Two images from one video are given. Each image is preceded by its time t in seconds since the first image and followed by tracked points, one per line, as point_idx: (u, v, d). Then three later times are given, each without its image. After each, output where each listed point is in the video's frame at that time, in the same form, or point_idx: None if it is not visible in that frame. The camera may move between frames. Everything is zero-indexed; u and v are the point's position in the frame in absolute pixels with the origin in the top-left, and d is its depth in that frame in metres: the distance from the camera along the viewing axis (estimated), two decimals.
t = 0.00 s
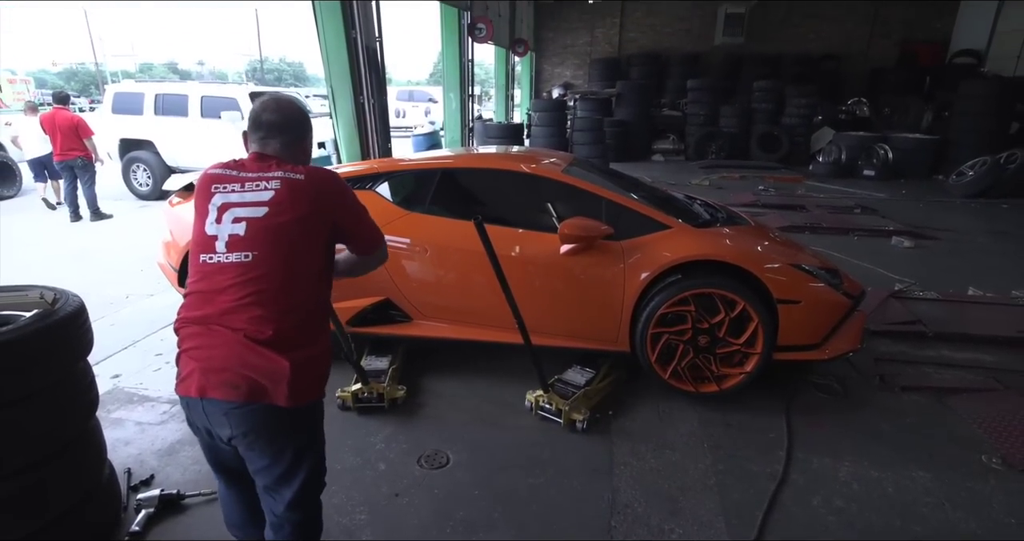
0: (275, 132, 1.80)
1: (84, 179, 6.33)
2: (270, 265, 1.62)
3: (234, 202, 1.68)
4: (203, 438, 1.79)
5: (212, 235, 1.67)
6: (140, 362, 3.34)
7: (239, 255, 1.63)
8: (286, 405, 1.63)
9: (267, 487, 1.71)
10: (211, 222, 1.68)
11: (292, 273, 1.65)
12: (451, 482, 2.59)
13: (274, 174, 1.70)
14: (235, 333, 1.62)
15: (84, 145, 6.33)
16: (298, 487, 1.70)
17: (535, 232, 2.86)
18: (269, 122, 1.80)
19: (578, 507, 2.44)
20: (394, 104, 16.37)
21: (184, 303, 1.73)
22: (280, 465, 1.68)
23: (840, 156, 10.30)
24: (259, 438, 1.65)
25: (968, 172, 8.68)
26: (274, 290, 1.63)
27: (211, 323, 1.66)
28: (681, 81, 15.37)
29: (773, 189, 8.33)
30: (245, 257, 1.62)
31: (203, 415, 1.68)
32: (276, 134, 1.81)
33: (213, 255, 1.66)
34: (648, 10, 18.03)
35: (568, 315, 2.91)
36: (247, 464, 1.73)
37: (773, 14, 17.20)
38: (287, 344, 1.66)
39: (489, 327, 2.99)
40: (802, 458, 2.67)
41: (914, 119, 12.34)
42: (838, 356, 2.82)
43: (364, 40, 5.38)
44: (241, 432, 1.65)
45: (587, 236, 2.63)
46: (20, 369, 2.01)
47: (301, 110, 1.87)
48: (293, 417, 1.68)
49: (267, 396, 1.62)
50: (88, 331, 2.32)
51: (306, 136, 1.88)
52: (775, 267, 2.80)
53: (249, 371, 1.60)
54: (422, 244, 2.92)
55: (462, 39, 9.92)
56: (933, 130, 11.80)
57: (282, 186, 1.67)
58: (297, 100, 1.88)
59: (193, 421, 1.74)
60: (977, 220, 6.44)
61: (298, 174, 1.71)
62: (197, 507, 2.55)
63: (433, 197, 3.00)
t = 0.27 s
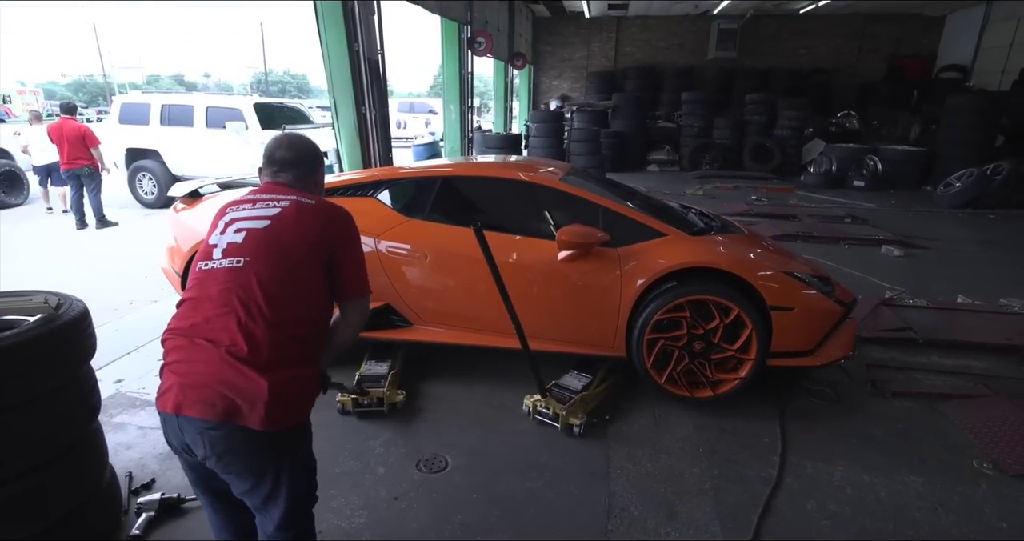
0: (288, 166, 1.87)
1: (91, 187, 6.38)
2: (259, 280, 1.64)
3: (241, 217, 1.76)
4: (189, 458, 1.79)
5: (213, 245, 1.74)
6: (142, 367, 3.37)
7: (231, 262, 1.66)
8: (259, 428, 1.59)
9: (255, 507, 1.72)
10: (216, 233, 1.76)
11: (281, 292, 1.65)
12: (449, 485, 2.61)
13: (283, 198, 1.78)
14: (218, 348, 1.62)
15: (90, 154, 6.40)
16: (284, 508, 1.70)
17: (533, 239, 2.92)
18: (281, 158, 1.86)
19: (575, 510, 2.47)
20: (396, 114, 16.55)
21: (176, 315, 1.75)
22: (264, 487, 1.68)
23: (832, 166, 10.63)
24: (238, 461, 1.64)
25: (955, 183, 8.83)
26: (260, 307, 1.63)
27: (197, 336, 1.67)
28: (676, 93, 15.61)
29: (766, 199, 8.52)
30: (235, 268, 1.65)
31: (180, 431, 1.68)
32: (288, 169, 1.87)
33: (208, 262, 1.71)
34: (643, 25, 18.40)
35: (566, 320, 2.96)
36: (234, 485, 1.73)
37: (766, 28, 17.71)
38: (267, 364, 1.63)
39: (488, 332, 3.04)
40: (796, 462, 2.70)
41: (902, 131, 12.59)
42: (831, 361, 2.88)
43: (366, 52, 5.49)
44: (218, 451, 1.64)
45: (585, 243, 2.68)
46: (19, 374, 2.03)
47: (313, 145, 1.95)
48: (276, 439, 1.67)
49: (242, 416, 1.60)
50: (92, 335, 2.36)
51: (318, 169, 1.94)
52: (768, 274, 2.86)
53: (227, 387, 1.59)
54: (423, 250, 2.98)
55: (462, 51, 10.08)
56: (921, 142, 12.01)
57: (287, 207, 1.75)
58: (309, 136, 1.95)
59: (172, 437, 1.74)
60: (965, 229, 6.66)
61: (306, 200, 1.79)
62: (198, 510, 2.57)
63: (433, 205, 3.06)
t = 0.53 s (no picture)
0: (280, 154, 1.87)
1: (98, 194, 6.48)
2: (259, 278, 1.67)
3: (233, 216, 1.77)
4: (202, 447, 1.84)
5: (208, 246, 1.76)
6: (148, 369, 3.43)
7: (229, 262, 1.69)
8: (269, 420, 1.65)
9: (264, 495, 1.76)
10: (210, 233, 1.78)
11: (280, 288, 1.68)
12: (449, 485, 2.65)
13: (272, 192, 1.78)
14: (225, 344, 1.67)
15: (98, 161, 6.51)
16: (291, 496, 1.74)
17: (532, 243, 2.99)
18: (273, 147, 1.87)
19: (573, 509, 2.50)
20: (397, 123, 16.73)
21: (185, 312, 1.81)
22: (273, 474, 1.72)
23: (822, 174, 10.87)
24: (252, 448, 1.69)
25: (942, 191, 9.01)
26: (261, 304, 1.67)
27: (204, 333, 1.72)
28: (670, 103, 15.83)
29: (759, 205, 8.68)
30: (234, 268, 1.68)
31: (194, 422, 1.75)
32: (280, 158, 1.87)
33: (206, 264, 1.74)
34: (638, 37, 18.67)
35: (564, 323, 3.02)
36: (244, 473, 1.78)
37: (757, 39, 17.96)
38: (273, 358, 1.68)
39: (488, 335, 3.10)
40: (790, 462, 2.75)
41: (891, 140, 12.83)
42: (824, 363, 2.94)
43: (368, 62, 5.61)
44: (231, 441, 1.70)
45: (583, 247, 2.76)
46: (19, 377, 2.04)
47: (305, 133, 1.95)
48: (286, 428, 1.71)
49: (252, 408, 1.66)
50: (98, 336, 2.37)
51: (310, 157, 1.95)
52: (761, 277, 2.93)
53: (235, 382, 1.65)
54: (425, 254, 3.05)
55: (462, 61, 10.27)
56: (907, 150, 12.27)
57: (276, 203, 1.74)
58: (300, 124, 1.96)
59: (187, 428, 1.81)
60: (951, 235, 6.84)
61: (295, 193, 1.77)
62: (202, 510, 2.60)
63: (434, 210, 3.14)
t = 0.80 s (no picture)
0: (281, 145, 1.93)
1: (111, 197, 6.83)
2: (278, 268, 1.76)
3: (244, 210, 1.81)
4: (221, 431, 1.93)
5: (224, 242, 1.81)
6: (159, 365, 3.57)
7: (249, 258, 1.76)
8: (296, 401, 1.76)
9: (280, 478, 1.85)
10: (223, 229, 1.82)
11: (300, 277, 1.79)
12: (450, 476, 2.73)
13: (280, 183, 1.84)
14: (248, 332, 1.76)
15: (112, 166, 6.89)
16: (308, 476, 1.84)
17: (531, 244, 3.11)
18: (275, 137, 1.93)
19: (569, 498, 2.58)
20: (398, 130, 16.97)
21: (200, 304, 1.87)
22: (291, 458, 1.82)
23: (811, 179, 11.11)
24: (274, 431, 1.79)
25: (926, 195, 9.17)
26: (283, 293, 1.76)
27: (226, 324, 1.79)
28: (665, 110, 16.04)
29: (750, 209, 8.92)
30: (254, 262, 1.75)
31: (218, 409, 1.82)
32: (283, 149, 1.93)
33: (224, 259, 1.80)
34: (634, 47, 18.93)
35: (561, 321, 3.13)
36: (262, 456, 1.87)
37: (748, 50, 18.24)
38: (295, 342, 1.79)
39: (487, 332, 3.21)
40: (780, 454, 2.84)
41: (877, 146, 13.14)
42: (813, 359, 3.05)
43: (372, 70, 5.76)
44: (255, 425, 1.78)
45: (579, 247, 2.86)
46: (24, 376, 2.02)
47: (307, 123, 2.01)
48: (305, 414, 1.82)
49: (278, 392, 1.76)
50: (110, 332, 2.39)
51: (311, 147, 2.01)
52: (751, 276, 3.04)
53: (261, 368, 1.74)
54: (427, 254, 3.16)
55: (462, 69, 10.44)
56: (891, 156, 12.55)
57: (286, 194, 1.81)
58: (301, 115, 2.01)
59: (209, 415, 1.88)
60: (936, 239, 7.07)
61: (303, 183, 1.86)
62: (211, 501, 2.67)
63: (436, 212, 3.25)
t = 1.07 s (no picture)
0: (291, 143, 1.99)
1: (121, 191, 7.11)
2: (289, 256, 1.79)
3: (257, 202, 1.86)
4: (225, 421, 1.93)
5: (235, 232, 1.84)
6: (169, 354, 3.74)
7: (260, 245, 1.80)
8: (306, 386, 1.78)
9: (287, 465, 1.87)
10: (235, 219, 1.86)
11: (310, 265, 1.83)
12: (450, 460, 2.82)
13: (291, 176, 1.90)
14: (259, 320, 1.77)
15: (123, 162, 7.18)
16: (315, 461, 1.86)
17: (528, 237, 3.21)
18: (286, 136, 1.99)
19: (565, 481, 2.66)
20: (402, 126, 17.11)
21: (207, 294, 1.88)
22: (299, 445, 1.84)
23: (800, 175, 11.24)
24: (283, 418, 1.80)
25: (912, 189, 9.52)
26: (294, 280, 1.79)
27: (235, 312, 1.81)
28: (661, 108, 16.15)
29: (741, 204, 9.11)
30: (266, 250, 1.79)
31: (226, 398, 1.82)
32: (292, 146, 1.99)
33: (236, 248, 1.83)
34: (630, 45, 19.02)
35: (558, 311, 3.24)
36: (269, 444, 1.88)
37: (741, 48, 18.33)
38: (305, 329, 1.82)
39: (486, 321, 3.32)
40: (769, 439, 2.93)
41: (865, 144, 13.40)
42: (801, 348, 3.15)
43: (375, 68, 5.86)
44: (265, 411, 1.78)
45: (574, 239, 2.96)
46: (33, 364, 1.98)
47: (315, 124, 2.08)
48: (312, 399, 1.84)
49: (288, 378, 1.77)
50: (122, 320, 2.35)
51: (319, 146, 2.06)
52: (742, 268, 3.15)
53: (273, 354, 1.75)
54: (428, 246, 3.27)
55: (462, 67, 10.52)
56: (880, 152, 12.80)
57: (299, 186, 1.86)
58: (310, 115, 2.08)
59: (215, 405, 1.88)
60: (922, 233, 7.24)
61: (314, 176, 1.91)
62: (219, 484, 2.73)
63: (437, 206, 3.35)
